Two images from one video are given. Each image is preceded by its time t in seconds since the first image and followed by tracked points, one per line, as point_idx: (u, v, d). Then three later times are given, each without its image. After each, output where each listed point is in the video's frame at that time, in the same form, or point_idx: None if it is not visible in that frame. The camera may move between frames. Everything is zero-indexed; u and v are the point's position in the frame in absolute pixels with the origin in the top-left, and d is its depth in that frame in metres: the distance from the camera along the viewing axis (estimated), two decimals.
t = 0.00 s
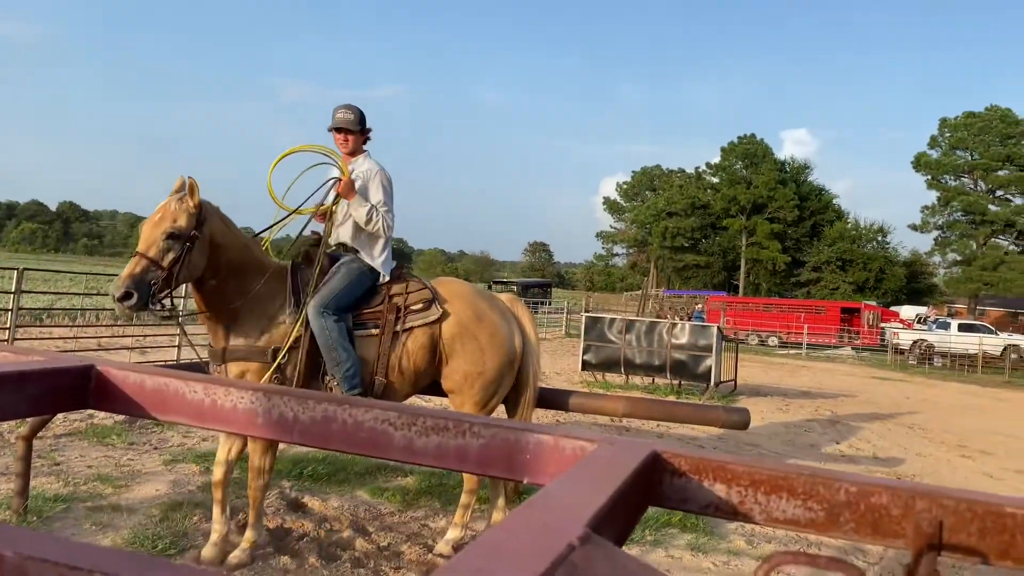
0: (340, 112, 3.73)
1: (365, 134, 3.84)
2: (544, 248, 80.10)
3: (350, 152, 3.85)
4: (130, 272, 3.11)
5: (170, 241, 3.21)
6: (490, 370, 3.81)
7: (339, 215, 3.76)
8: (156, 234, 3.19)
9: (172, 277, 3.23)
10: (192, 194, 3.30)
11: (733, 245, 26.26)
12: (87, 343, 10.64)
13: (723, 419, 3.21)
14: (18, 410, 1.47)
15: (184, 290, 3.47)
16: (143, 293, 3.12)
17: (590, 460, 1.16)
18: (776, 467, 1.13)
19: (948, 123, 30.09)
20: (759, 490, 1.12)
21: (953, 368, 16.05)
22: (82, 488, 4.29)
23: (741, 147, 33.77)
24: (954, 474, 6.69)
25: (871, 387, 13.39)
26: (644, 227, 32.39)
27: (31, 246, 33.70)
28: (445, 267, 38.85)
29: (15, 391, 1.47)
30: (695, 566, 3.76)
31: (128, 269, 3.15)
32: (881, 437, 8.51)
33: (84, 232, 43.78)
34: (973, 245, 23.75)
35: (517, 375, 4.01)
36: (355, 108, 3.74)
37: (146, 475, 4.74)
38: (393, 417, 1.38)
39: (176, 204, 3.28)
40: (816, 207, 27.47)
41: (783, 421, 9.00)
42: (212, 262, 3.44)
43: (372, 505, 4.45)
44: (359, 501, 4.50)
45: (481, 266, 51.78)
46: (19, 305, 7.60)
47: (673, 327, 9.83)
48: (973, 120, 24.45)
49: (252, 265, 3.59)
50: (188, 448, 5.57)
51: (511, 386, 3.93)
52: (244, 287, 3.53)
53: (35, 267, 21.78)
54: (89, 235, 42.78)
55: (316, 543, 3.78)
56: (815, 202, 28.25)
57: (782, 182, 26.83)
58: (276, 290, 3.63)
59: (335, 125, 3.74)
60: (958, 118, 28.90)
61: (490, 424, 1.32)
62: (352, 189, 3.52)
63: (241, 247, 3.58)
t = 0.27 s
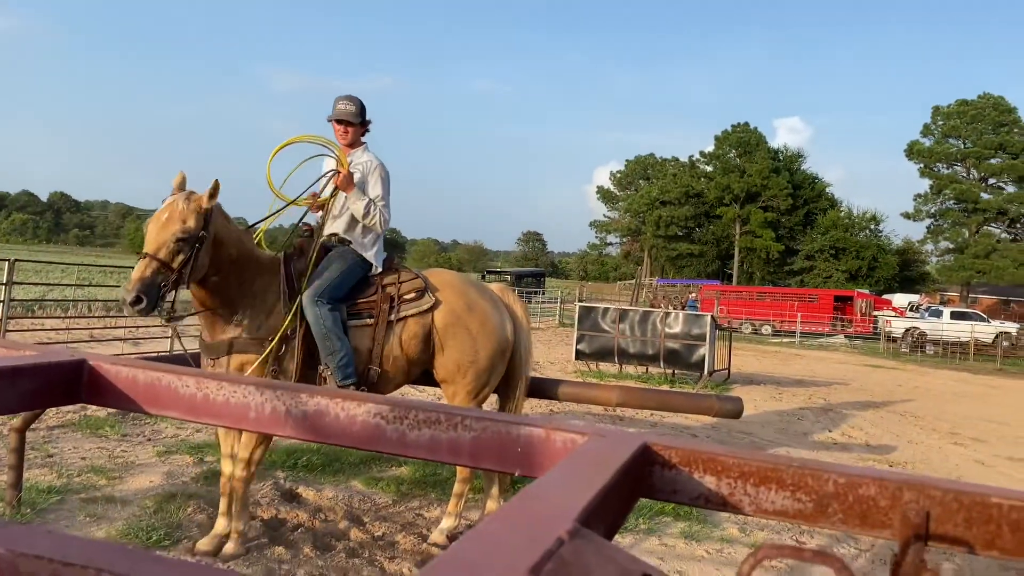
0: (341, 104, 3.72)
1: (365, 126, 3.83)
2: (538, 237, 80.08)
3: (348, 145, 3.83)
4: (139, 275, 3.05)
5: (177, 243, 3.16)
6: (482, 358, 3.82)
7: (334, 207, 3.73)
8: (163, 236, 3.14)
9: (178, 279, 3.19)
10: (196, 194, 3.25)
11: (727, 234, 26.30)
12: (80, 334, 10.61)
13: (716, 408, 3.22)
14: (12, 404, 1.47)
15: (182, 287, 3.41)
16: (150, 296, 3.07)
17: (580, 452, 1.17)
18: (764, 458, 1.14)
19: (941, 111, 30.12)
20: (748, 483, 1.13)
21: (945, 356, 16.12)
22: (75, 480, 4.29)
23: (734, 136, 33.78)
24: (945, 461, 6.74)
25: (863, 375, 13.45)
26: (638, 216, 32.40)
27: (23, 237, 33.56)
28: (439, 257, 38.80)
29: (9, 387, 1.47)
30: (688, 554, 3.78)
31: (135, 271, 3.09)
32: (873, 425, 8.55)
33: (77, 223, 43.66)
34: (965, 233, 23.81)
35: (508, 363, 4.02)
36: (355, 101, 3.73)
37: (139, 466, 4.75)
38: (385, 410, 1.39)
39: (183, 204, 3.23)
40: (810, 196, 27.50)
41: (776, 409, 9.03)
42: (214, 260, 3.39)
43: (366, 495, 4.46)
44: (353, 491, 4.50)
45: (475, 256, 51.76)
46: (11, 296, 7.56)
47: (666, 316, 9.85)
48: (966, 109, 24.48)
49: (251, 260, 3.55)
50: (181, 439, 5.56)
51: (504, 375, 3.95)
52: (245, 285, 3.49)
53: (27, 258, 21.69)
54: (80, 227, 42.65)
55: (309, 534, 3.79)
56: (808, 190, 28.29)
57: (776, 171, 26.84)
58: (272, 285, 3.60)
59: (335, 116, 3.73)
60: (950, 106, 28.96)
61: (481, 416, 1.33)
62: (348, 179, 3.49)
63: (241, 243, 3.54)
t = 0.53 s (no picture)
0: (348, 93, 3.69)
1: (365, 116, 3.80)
2: (534, 228, 80.07)
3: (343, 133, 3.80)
4: (174, 284, 2.89)
5: (203, 248, 3.01)
6: (479, 350, 3.84)
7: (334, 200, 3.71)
8: (189, 241, 2.98)
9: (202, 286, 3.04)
10: (211, 196, 3.11)
11: (722, 224, 26.30)
12: (75, 327, 10.58)
13: (714, 395, 3.23)
14: (13, 391, 1.48)
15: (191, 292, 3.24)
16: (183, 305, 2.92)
17: (582, 436, 1.17)
18: (766, 441, 1.14)
19: (936, 100, 30.13)
20: (750, 465, 1.14)
21: (940, 344, 16.20)
22: (73, 472, 4.29)
23: (729, 126, 33.76)
24: (940, 448, 6.77)
25: (859, 363, 13.49)
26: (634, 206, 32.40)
27: (17, 229, 33.43)
28: (434, 247, 38.81)
29: (9, 375, 1.47)
30: (686, 542, 3.80)
31: (165, 280, 2.91)
32: (868, 412, 8.59)
33: (71, 215, 43.57)
34: (960, 222, 23.84)
35: (502, 354, 4.04)
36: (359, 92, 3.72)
37: (138, 457, 4.74)
38: (386, 396, 1.39)
39: (202, 206, 3.09)
40: (805, 185, 27.50)
41: (772, 397, 9.06)
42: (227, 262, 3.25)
43: (364, 484, 4.47)
44: (351, 481, 4.51)
45: (471, 247, 51.77)
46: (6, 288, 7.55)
47: (663, 305, 9.86)
48: (961, 97, 24.47)
49: (254, 258, 3.42)
50: (179, 431, 5.56)
51: (499, 366, 3.97)
52: (252, 285, 3.35)
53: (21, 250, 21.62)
54: (75, 219, 42.58)
55: (309, 523, 3.80)
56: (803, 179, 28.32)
57: (771, 160, 26.86)
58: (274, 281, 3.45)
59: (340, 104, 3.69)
60: (944, 95, 28.99)
61: (482, 402, 1.33)
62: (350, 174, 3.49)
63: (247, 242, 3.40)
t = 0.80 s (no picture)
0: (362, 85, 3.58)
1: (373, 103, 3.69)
2: (534, 219, 79.97)
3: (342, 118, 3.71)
4: (197, 282, 2.84)
5: (223, 243, 2.96)
6: (482, 341, 3.87)
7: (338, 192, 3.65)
8: (209, 237, 2.93)
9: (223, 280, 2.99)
10: (227, 191, 3.05)
11: (721, 214, 26.30)
12: (74, 321, 10.58)
13: (714, 386, 3.23)
14: (12, 391, 1.48)
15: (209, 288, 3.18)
16: (206, 303, 2.87)
17: (576, 430, 1.18)
18: (761, 434, 1.15)
19: (934, 87, 30.07)
20: (744, 458, 1.14)
21: (939, 331, 16.22)
22: (74, 466, 4.30)
23: (728, 115, 33.73)
24: (938, 436, 6.80)
25: (858, 352, 13.51)
26: (632, 196, 32.38)
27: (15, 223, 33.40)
28: (433, 239, 38.77)
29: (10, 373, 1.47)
30: (686, 531, 3.82)
31: (188, 277, 2.85)
32: (867, 401, 8.61)
33: (69, 209, 43.53)
34: (958, 209, 23.85)
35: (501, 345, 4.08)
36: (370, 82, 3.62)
37: (138, 452, 4.76)
38: (383, 392, 1.40)
39: (219, 200, 3.03)
40: (803, 174, 27.48)
41: (771, 387, 9.08)
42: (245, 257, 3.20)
43: (364, 477, 4.48)
44: (350, 474, 4.52)
45: (469, 239, 51.73)
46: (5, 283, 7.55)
47: (662, 296, 9.86)
48: (960, 84, 24.44)
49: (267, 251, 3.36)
50: (178, 425, 5.57)
51: (499, 357, 4.01)
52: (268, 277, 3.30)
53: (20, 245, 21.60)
54: (73, 213, 42.54)
55: (310, 516, 3.81)
56: (802, 167, 28.30)
57: (769, 149, 26.84)
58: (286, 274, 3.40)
59: (352, 96, 3.58)
60: (943, 82, 28.95)
61: (478, 398, 1.33)
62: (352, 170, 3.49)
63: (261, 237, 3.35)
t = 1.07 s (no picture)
0: (376, 84, 3.50)
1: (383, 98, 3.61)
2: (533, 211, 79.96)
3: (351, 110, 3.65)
4: (228, 278, 2.84)
5: (254, 237, 2.95)
6: (487, 337, 3.90)
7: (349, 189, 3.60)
8: (241, 231, 2.91)
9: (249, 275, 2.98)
10: (259, 184, 3.03)
11: (720, 205, 26.29)
12: (74, 317, 10.58)
13: (714, 378, 3.24)
14: (13, 390, 1.48)
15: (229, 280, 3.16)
16: (234, 297, 2.88)
17: (576, 426, 1.18)
18: (759, 429, 1.15)
19: (934, 77, 30.02)
20: (742, 453, 1.15)
21: (939, 321, 16.23)
22: (75, 462, 4.31)
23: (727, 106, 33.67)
24: (938, 425, 6.82)
25: (858, 342, 13.53)
26: (631, 188, 32.35)
27: (14, 219, 33.36)
28: (433, 232, 38.77)
29: (10, 373, 1.47)
30: (686, 522, 3.83)
31: (217, 271, 2.85)
32: (868, 391, 8.63)
33: (68, 206, 43.52)
34: (958, 199, 23.84)
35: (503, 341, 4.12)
36: (384, 78, 3.54)
37: (139, 447, 4.76)
38: (383, 389, 1.40)
39: (251, 194, 3.00)
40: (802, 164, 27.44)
41: (771, 378, 9.09)
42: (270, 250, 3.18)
43: (365, 470, 4.49)
44: (352, 467, 4.53)
45: (468, 231, 51.70)
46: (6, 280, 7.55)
47: (662, 287, 9.85)
48: (960, 73, 24.40)
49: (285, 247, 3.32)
50: (179, 420, 5.58)
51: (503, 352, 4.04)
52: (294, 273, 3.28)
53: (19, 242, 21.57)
54: (71, 209, 42.50)
55: (313, 510, 3.82)
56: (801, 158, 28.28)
57: (769, 140, 26.80)
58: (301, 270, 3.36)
59: (366, 93, 3.50)
60: (942, 71, 28.90)
61: (478, 394, 1.34)
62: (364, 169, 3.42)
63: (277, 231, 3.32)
